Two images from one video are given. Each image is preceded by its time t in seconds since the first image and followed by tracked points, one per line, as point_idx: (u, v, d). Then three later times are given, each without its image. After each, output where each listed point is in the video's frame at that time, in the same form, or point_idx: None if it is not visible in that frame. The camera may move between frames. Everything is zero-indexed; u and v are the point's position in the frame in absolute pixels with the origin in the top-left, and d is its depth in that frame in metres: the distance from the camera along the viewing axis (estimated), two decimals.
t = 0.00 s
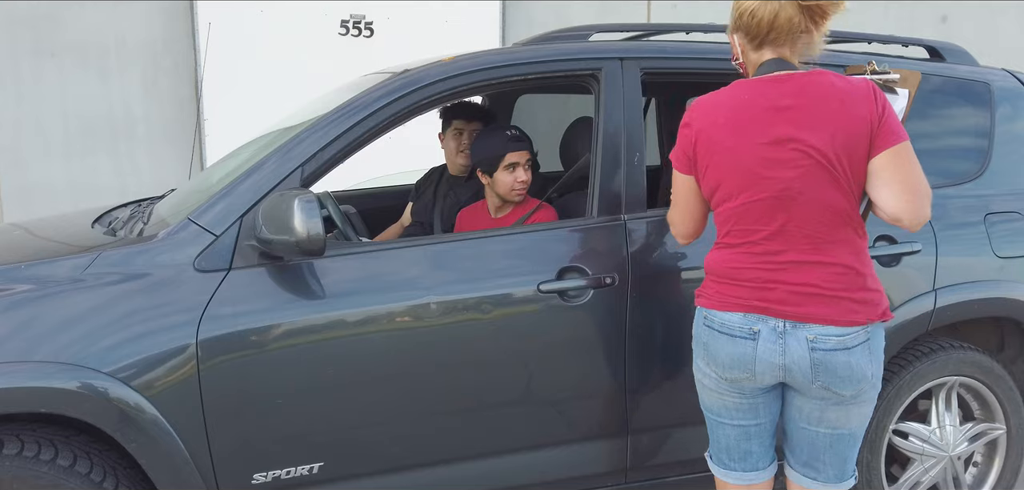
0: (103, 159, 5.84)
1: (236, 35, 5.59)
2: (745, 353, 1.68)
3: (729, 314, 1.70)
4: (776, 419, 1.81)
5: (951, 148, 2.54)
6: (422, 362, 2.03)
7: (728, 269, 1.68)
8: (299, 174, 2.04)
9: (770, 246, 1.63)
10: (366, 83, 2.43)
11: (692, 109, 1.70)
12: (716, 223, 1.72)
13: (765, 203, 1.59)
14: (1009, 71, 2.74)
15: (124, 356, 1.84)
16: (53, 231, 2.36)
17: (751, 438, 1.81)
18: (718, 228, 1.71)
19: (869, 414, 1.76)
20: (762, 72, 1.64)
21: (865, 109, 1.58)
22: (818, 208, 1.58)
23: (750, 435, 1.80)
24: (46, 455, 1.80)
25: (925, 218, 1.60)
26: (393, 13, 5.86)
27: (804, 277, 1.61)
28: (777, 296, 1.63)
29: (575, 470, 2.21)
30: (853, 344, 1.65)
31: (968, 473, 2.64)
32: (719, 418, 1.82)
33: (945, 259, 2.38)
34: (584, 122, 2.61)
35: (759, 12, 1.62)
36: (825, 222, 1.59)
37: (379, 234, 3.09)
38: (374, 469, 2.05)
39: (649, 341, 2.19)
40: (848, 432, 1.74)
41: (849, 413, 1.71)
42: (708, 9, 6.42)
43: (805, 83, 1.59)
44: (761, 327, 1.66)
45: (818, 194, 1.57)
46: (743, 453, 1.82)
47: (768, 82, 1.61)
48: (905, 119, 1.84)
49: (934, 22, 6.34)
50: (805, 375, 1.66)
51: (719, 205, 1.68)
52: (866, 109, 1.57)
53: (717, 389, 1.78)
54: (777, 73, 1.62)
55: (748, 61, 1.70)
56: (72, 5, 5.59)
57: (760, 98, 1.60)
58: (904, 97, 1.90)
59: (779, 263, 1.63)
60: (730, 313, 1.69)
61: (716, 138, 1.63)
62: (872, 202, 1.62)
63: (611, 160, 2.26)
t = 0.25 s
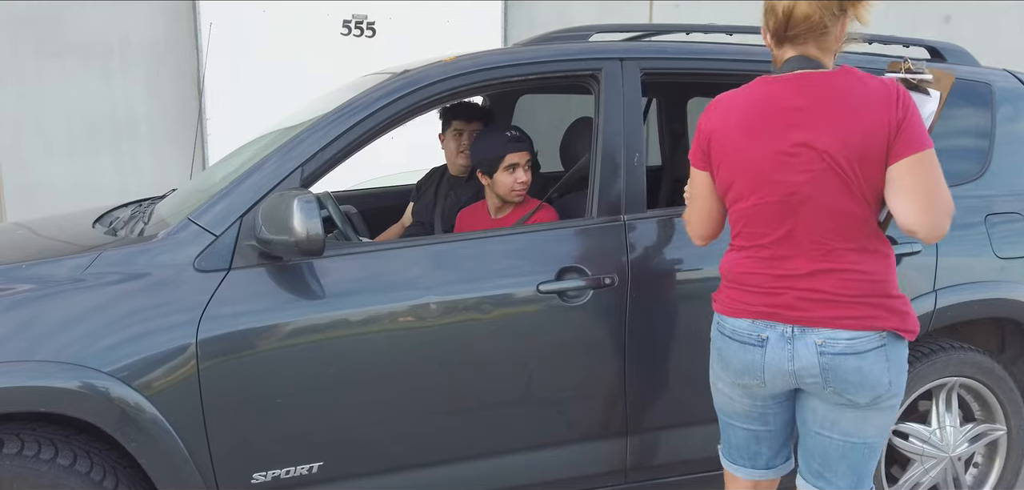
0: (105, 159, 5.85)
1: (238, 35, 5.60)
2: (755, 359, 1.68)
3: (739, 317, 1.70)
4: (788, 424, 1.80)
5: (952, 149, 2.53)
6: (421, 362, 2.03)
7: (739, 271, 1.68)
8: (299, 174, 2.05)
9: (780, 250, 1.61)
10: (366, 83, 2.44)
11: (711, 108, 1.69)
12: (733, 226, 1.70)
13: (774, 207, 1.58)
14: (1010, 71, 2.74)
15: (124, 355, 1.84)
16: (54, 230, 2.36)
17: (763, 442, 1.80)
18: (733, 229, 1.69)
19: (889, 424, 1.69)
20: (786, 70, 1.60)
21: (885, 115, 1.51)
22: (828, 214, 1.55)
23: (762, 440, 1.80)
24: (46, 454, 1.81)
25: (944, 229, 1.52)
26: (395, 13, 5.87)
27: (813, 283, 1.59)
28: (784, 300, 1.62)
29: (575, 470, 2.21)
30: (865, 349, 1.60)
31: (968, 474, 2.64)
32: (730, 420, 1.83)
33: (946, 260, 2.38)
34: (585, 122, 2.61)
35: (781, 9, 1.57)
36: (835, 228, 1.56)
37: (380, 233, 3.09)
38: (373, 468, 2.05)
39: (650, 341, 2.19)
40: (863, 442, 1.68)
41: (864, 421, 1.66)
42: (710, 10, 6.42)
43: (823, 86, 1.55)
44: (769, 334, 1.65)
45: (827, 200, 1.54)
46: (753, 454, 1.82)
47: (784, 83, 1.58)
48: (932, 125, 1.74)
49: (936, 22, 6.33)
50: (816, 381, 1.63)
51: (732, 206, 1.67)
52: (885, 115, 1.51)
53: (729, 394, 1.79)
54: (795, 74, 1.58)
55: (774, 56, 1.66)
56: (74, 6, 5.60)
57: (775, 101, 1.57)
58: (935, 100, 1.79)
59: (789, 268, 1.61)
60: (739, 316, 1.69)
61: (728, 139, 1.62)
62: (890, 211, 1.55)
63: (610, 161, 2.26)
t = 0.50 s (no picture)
0: (109, 159, 5.87)
1: (242, 36, 5.61)
2: (758, 360, 1.69)
3: (745, 319, 1.71)
4: (798, 424, 1.80)
5: (954, 149, 2.53)
6: (423, 362, 2.04)
7: (745, 271, 1.69)
8: (302, 174, 2.05)
9: (783, 252, 1.61)
10: (369, 83, 2.44)
11: (726, 108, 1.70)
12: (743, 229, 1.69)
13: (776, 209, 1.58)
14: (1012, 71, 2.74)
15: (127, 355, 1.85)
16: (58, 230, 2.37)
17: (773, 440, 1.81)
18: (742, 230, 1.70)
19: (898, 430, 1.66)
20: (803, 67, 1.60)
21: (891, 118, 1.48)
22: (830, 217, 1.53)
23: (772, 438, 1.81)
24: (50, 453, 1.82)
25: (951, 238, 1.49)
26: (398, 13, 5.88)
27: (815, 285, 1.58)
28: (786, 302, 1.62)
29: (577, 470, 2.22)
30: (867, 354, 1.57)
31: (970, 474, 2.64)
32: (740, 418, 1.85)
33: (947, 260, 2.38)
34: (587, 122, 2.62)
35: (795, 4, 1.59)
36: (838, 232, 1.54)
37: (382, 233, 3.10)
38: (376, 467, 2.06)
39: (651, 341, 2.20)
40: (869, 448, 1.66)
41: (869, 426, 1.64)
42: (713, 10, 6.42)
43: (832, 87, 1.53)
44: (771, 337, 1.66)
45: (828, 203, 1.52)
46: (763, 450, 1.83)
47: (794, 84, 1.58)
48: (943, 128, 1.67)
49: (940, 22, 6.33)
50: (816, 385, 1.63)
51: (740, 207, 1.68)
52: (893, 117, 1.48)
53: (738, 392, 1.80)
54: (804, 74, 1.57)
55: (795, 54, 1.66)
56: (77, 6, 5.62)
57: (783, 102, 1.57)
58: (954, 99, 1.72)
59: (792, 270, 1.60)
60: (744, 318, 1.70)
61: (737, 139, 1.63)
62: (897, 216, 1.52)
63: (612, 161, 2.26)
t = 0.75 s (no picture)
0: (112, 159, 5.88)
1: (244, 36, 5.63)
2: (755, 360, 1.70)
3: (741, 319, 1.72)
4: (798, 425, 1.81)
5: (953, 149, 2.54)
6: (424, 360, 2.04)
7: (741, 272, 1.70)
8: (303, 173, 2.06)
9: (777, 254, 1.62)
10: (370, 83, 2.45)
11: (723, 111, 1.72)
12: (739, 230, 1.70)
13: (769, 211, 1.59)
14: (1012, 71, 2.74)
15: (129, 353, 1.86)
16: (61, 229, 2.38)
17: (773, 439, 1.82)
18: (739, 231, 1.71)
19: (897, 432, 1.66)
20: (798, 68, 1.60)
21: (881, 120, 1.47)
22: (821, 220, 1.54)
23: (772, 437, 1.82)
24: (53, 450, 1.83)
25: (939, 245, 1.49)
26: (400, 13, 5.89)
27: (808, 287, 1.59)
28: (779, 304, 1.63)
29: (576, 468, 2.22)
30: (860, 356, 1.58)
31: (970, 473, 2.65)
32: (739, 418, 1.86)
33: (947, 259, 2.38)
34: (587, 122, 2.63)
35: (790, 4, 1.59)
36: (829, 234, 1.55)
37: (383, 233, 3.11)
38: (376, 465, 2.07)
39: (651, 340, 2.20)
40: (867, 449, 1.66)
41: (866, 427, 1.64)
42: (715, 10, 6.42)
43: (824, 89, 1.53)
44: (766, 337, 1.67)
45: (819, 206, 1.53)
46: (763, 450, 1.84)
47: (786, 87, 1.58)
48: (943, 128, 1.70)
49: (941, 22, 6.32)
50: (811, 386, 1.63)
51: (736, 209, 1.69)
52: (882, 120, 1.47)
53: (738, 391, 1.82)
54: (796, 77, 1.58)
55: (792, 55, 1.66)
56: (80, 7, 5.63)
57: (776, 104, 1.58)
58: (949, 100, 1.76)
59: (786, 271, 1.61)
60: (741, 318, 1.72)
61: (731, 142, 1.65)
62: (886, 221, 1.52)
63: (612, 160, 2.27)
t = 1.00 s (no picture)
0: (115, 158, 5.90)
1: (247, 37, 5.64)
2: (737, 355, 1.69)
3: (723, 315, 1.72)
4: (779, 427, 1.79)
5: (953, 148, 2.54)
6: (425, 358, 2.05)
7: (724, 269, 1.70)
8: (305, 173, 2.07)
9: (759, 249, 1.62)
10: (372, 82, 2.46)
11: (701, 111, 1.73)
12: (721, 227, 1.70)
13: (751, 207, 1.59)
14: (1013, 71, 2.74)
15: (132, 351, 1.87)
16: (65, 228, 2.40)
17: (751, 443, 1.79)
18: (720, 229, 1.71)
19: (883, 430, 1.66)
20: (774, 66, 1.61)
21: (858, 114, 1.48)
22: (803, 214, 1.55)
23: (750, 440, 1.79)
24: (57, 447, 1.84)
25: (918, 236, 1.50)
26: (402, 13, 5.90)
27: (791, 283, 1.59)
28: (762, 299, 1.62)
29: (577, 466, 2.23)
30: (844, 351, 1.58)
31: (971, 472, 2.66)
32: (718, 419, 1.83)
33: (947, 259, 2.39)
34: (588, 122, 2.64)
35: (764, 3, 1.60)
36: (811, 229, 1.55)
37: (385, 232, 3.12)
38: (377, 463, 2.07)
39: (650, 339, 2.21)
40: (853, 446, 1.65)
41: (852, 424, 1.63)
42: (717, 10, 6.43)
43: (799, 86, 1.55)
44: (750, 331, 1.66)
45: (801, 201, 1.54)
46: (741, 455, 1.81)
47: (764, 84, 1.60)
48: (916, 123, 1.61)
49: (944, 22, 6.32)
50: (796, 381, 1.62)
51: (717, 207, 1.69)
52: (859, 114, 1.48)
53: (717, 391, 1.80)
54: (773, 74, 1.59)
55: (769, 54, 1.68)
56: (84, 7, 5.66)
57: (753, 102, 1.59)
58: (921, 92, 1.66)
59: (768, 267, 1.62)
60: (723, 314, 1.71)
61: (711, 140, 1.66)
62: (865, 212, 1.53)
63: (613, 160, 2.28)
